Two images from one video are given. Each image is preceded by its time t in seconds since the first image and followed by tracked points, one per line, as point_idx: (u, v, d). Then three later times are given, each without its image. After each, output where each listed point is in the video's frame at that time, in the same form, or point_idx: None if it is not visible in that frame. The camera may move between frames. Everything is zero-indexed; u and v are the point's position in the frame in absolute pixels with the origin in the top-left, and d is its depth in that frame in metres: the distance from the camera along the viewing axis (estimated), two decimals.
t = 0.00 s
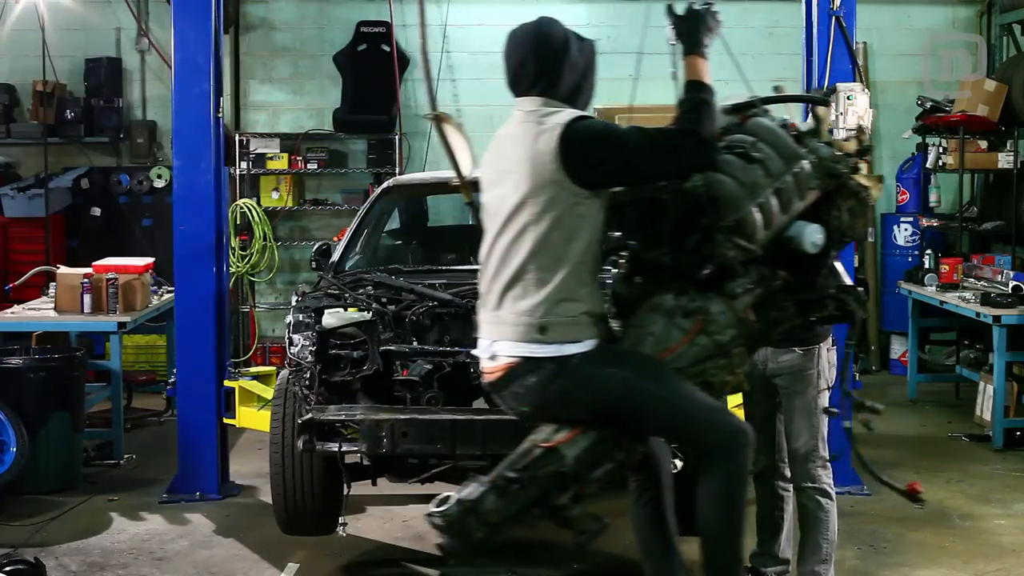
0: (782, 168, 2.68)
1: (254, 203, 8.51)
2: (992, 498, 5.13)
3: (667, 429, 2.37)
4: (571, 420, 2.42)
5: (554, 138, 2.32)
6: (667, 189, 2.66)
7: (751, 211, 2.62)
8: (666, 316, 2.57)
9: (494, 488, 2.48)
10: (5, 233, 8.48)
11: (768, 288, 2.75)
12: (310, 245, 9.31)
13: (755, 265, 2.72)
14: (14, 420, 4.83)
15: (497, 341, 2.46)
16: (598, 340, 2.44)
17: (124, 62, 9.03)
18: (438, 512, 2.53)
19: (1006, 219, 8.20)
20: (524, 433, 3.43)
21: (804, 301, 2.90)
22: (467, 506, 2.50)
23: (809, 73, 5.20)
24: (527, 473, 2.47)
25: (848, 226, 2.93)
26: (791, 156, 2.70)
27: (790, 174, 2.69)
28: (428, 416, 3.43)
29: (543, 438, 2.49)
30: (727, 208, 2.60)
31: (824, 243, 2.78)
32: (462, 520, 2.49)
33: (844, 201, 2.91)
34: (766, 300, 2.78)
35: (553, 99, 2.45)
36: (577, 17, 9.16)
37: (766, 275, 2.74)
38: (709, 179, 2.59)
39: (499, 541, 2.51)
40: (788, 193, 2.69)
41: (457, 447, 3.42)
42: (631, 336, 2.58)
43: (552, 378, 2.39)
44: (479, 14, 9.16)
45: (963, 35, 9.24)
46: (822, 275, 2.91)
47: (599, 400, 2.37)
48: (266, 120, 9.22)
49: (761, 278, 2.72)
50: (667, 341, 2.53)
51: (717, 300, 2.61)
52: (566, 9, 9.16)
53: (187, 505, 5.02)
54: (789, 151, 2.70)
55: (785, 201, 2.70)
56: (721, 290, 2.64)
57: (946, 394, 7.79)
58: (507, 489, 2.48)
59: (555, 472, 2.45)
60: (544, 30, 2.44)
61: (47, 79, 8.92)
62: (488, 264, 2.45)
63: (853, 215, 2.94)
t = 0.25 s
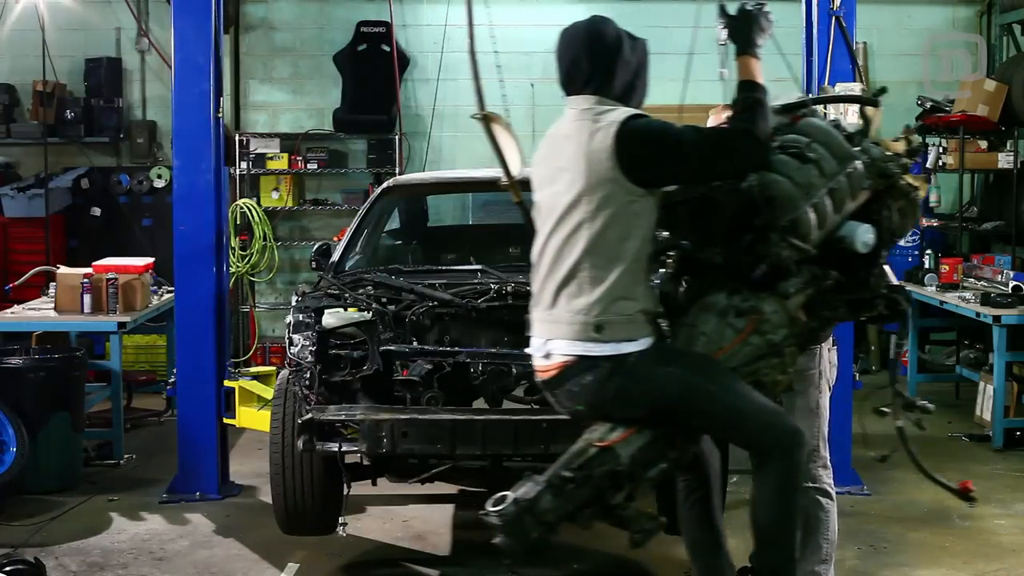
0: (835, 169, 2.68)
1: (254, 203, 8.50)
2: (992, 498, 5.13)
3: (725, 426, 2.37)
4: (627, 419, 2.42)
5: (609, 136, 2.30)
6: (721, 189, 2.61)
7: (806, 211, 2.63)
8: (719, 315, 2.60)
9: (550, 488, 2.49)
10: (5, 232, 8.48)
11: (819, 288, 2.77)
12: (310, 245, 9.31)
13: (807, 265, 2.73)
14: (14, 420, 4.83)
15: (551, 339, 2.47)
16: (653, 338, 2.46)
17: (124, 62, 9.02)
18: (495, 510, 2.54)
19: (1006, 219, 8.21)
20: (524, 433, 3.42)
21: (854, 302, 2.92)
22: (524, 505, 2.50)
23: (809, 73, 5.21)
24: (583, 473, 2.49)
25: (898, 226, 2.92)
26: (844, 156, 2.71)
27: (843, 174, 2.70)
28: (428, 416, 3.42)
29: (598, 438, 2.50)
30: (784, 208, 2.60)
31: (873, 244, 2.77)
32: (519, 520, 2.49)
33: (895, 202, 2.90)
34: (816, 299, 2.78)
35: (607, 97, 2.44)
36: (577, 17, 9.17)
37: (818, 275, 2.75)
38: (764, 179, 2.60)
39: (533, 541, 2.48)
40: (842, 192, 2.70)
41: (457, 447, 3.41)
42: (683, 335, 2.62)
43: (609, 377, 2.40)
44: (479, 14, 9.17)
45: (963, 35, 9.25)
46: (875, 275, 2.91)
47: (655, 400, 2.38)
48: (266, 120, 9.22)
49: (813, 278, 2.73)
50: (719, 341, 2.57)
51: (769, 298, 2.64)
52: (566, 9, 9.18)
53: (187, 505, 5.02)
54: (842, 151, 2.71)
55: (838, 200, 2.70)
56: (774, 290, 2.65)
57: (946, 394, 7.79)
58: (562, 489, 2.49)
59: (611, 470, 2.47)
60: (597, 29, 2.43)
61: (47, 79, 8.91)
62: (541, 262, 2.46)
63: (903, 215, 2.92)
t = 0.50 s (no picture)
0: (884, 169, 2.63)
1: (254, 203, 8.49)
2: (992, 498, 5.13)
3: (774, 426, 2.37)
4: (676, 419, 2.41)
5: (663, 135, 2.28)
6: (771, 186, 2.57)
7: (856, 211, 2.59)
8: (767, 315, 2.59)
9: (599, 486, 2.45)
10: (5, 232, 8.47)
11: (866, 288, 2.71)
12: (311, 245, 9.31)
13: (853, 266, 2.69)
14: (14, 421, 4.83)
15: (600, 338, 2.45)
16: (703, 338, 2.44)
17: (124, 62, 9.03)
18: (545, 508, 2.49)
19: (1006, 219, 8.21)
20: (524, 433, 3.41)
21: (901, 302, 2.84)
22: (573, 503, 2.45)
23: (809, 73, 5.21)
24: (632, 472, 2.46)
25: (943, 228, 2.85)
26: (894, 157, 2.65)
27: (891, 175, 2.65)
28: (428, 416, 3.43)
29: (647, 436, 2.48)
30: (834, 207, 2.56)
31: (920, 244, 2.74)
32: (570, 518, 2.44)
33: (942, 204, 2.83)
34: (862, 301, 2.73)
35: (659, 96, 2.43)
36: (577, 17, 9.18)
37: (865, 275, 2.70)
38: (816, 179, 2.56)
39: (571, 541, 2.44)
40: (891, 193, 2.65)
41: (457, 447, 3.41)
42: (731, 335, 2.61)
43: (660, 375, 2.37)
44: (480, 15, 9.18)
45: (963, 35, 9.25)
46: (922, 275, 2.83)
47: (706, 402, 2.37)
48: (266, 120, 9.23)
49: (861, 278, 2.69)
50: (767, 340, 2.57)
51: (818, 297, 2.64)
52: (566, 9, 9.18)
53: (187, 505, 5.02)
54: (891, 151, 2.66)
55: (885, 202, 2.66)
56: (822, 290, 2.65)
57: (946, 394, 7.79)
58: (612, 488, 2.45)
59: (659, 469, 2.46)
60: (649, 27, 2.43)
61: (47, 79, 8.92)
62: (590, 262, 2.44)
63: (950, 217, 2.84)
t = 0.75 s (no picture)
0: (930, 170, 2.63)
1: (254, 203, 8.49)
2: (992, 498, 5.14)
3: (821, 424, 2.38)
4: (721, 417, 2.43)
5: (711, 134, 2.31)
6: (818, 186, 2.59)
7: (903, 212, 2.60)
8: (811, 315, 2.59)
9: (645, 484, 2.53)
10: (5, 232, 8.47)
11: (909, 290, 2.70)
12: (310, 245, 9.31)
13: (898, 267, 2.68)
14: (14, 421, 4.83)
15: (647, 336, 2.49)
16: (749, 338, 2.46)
17: (124, 62, 9.03)
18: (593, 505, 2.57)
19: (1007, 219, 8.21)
20: (524, 433, 3.41)
21: (945, 303, 2.83)
22: (621, 502, 2.53)
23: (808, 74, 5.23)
24: (677, 471, 2.53)
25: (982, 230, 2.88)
26: (940, 157, 2.64)
27: (936, 176, 2.65)
28: (427, 416, 3.42)
29: (693, 435, 2.53)
30: (881, 207, 2.56)
31: (965, 245, 2.79)
32: (616, 517, 2.51)
33: (983, 205, 2.85)
34: (907, 300, 2.73)
35: (706, 96, 2.48)
36: (577, 17, 9.19)
37: (910, 275, 2.70)
38: (863, 179, 2.55)
39: (614, 539, 2.51)
40: (936, 193, 2.66)
41: (457, 447, 3.41)
42: (775, 335, 2.61)
43: (706, 374, 2.40)
44: (480, 15, 9.19)
45: (963, 35, 9.26)
46: (967, 276, 2.81)
47: (754, 400, 2.39)
48: (266, 120, 9.23)
49: (904, 279, 2.68)
50: (812, 339, 2.57)
51: (864, 297, 2.61)
52: (566, 9, 9.19)
53: (187, 505, 5.02)
54: (937, 151, 2.65)
55: (930, 203, 2.67)
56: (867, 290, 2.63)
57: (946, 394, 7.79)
58: (658, 486, 2.53)
59: (705, 468, 2.52)
60: (696, 27, 2.49)
61: (47, 79, 8.91)
62: (637, 260, 2.48)
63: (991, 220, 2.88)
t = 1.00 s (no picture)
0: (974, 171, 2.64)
1: (254, 203, 8.48)
2: (992, 498, 5.14)
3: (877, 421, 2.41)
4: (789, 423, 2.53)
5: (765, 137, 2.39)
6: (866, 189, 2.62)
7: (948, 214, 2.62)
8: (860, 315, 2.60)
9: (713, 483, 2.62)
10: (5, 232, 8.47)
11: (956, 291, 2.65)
12: (310, 245, 9.30)
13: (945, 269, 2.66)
14: (14, 420, 4.82)
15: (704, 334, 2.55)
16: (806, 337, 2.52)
17: (124, 61, 9.03)
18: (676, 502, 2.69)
19: (1006, 219, 8.21)
20: (524, 433, 3.41)
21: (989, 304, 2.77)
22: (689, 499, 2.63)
23: (808, 73, 5.23)
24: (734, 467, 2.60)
25: None
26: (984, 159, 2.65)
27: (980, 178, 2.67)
28: (428, 416, 3.43)
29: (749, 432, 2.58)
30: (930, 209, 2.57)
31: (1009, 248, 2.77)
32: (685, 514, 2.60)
33: None
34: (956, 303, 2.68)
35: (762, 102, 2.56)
36: (577, 17, 9.19)
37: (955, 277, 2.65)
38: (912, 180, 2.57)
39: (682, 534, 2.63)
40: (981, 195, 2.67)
41: (457, 447, 3.41)
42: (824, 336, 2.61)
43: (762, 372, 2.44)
44: (480, 15, 9.19)
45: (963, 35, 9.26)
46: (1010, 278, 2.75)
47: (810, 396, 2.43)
48: (266, 120, 9.23)
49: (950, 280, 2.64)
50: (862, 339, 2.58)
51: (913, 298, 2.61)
52: (566, 9, 9.19)
53: (187, 505, 5.02)
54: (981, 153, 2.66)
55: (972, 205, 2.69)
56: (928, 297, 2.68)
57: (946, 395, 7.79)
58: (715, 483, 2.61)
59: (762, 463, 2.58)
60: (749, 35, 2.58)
61: (47, 79, 8.92)
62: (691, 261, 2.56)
63: None
